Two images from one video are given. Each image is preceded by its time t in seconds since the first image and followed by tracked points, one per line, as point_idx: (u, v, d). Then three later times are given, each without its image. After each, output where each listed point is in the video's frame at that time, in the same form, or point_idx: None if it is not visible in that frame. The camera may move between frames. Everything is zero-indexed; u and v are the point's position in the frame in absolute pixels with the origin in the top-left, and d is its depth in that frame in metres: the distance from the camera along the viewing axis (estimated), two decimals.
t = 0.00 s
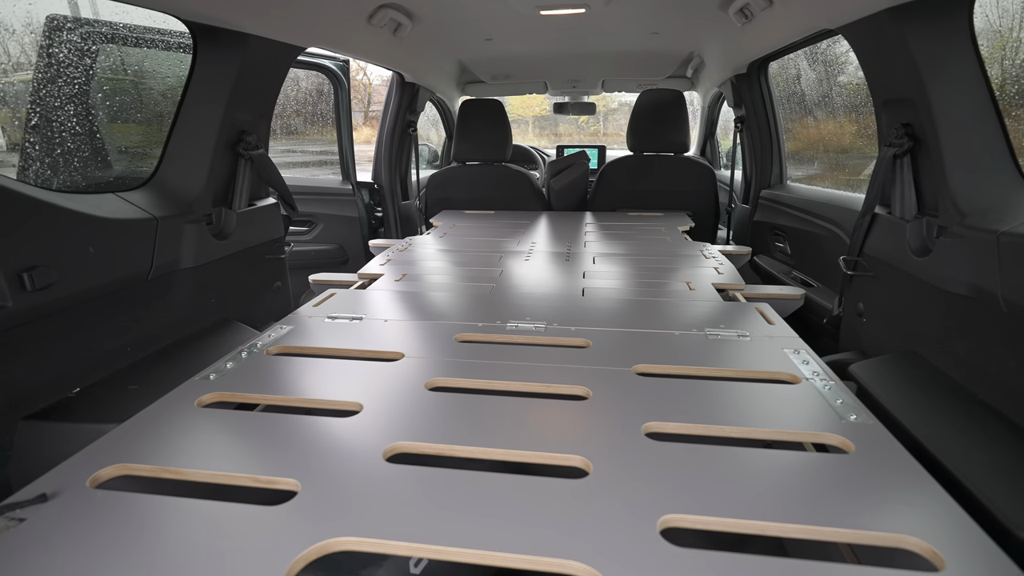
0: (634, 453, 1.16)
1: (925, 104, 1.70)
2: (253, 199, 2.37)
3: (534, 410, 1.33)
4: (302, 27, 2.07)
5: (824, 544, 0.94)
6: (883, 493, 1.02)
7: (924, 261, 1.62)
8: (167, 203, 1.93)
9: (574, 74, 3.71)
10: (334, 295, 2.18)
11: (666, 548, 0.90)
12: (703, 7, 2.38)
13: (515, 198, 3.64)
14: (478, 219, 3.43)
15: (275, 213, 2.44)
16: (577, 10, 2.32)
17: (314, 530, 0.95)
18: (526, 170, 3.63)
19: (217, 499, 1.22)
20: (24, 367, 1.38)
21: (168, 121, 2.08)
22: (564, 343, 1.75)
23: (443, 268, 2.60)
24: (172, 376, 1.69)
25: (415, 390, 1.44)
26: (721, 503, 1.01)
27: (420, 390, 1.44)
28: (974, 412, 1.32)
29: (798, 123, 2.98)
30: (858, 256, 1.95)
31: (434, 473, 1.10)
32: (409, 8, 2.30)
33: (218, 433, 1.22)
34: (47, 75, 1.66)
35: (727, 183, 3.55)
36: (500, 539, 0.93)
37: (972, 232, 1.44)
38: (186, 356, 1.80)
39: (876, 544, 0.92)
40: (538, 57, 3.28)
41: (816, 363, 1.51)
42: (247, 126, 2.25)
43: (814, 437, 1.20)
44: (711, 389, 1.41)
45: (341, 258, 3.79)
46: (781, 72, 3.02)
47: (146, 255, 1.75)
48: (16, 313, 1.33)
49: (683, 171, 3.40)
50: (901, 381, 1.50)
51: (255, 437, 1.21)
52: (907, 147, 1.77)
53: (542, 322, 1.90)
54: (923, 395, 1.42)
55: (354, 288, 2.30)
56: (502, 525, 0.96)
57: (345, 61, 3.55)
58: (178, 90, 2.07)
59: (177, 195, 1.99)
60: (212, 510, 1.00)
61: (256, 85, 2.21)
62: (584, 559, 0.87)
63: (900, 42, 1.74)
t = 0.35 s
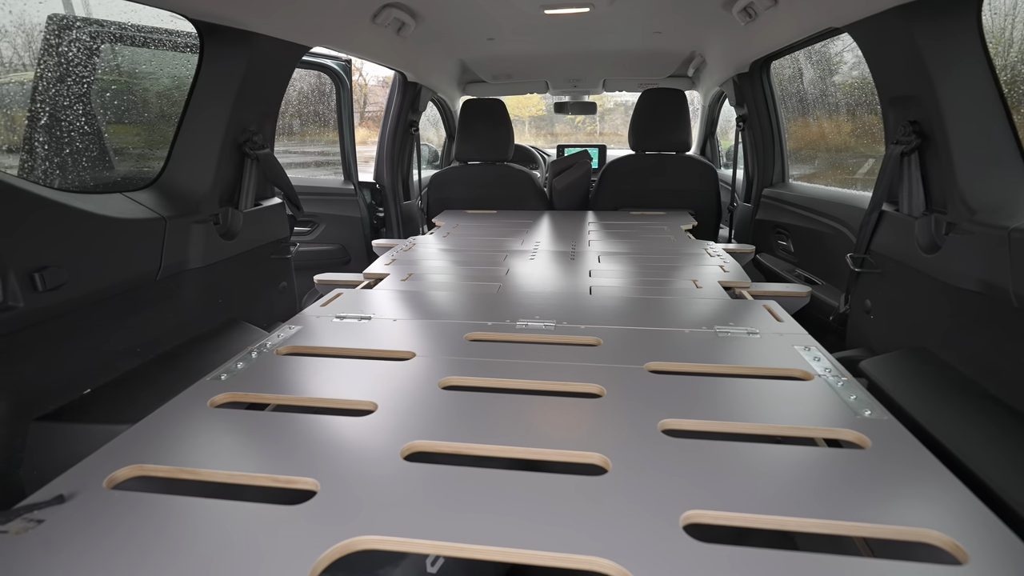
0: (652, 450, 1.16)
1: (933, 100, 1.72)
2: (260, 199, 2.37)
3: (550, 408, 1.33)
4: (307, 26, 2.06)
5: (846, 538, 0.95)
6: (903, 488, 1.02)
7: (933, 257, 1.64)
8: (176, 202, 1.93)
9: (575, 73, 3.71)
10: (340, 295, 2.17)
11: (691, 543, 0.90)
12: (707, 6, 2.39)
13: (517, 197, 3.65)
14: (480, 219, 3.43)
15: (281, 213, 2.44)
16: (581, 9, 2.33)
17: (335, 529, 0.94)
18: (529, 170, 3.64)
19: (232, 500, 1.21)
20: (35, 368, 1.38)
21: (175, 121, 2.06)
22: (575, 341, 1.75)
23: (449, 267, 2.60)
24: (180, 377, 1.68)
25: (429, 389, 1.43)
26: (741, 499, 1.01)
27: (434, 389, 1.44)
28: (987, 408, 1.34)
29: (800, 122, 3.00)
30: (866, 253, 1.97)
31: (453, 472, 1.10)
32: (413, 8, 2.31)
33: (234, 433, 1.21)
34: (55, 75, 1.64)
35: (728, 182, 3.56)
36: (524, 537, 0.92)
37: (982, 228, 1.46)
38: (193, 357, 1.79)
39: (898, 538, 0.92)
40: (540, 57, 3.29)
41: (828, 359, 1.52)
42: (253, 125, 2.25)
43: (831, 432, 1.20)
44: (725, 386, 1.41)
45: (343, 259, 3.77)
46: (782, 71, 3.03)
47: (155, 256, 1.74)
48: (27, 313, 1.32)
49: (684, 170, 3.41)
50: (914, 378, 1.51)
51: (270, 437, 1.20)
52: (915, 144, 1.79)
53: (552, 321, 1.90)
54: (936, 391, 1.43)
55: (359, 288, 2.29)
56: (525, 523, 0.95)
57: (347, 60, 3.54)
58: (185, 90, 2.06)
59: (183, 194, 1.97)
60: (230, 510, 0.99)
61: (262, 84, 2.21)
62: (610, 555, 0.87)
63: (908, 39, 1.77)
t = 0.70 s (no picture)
0: (658, 443, 1.15)
1: (935, 94, 1.74)
2: (258, 196, 2.37)
3: (554, 403, 1.32)
4: (303, 21, 2.04)
5: (856, 530, 0.94)
6: (913, 479, 1.02)
7: (936, 249, 1.66)
8: (172, 200, 1.92)
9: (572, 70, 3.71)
10: (340, 292, 2.16)
11: (701, 536, 0.89)
12: (706, 1, 2.39)
13: (515, 195, 3.64)
14: (479, 217, 3.42)
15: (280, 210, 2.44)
16: (580, 4, 2.32)
17: (340, 525, 0.93)
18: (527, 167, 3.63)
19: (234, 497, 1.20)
20: (31, 366, 1.36)
21: (171, 119, 2.05)
22: (577, 336, 1.74)
23: (448, 264, 2.58)
24: (178, 375, 1.66)
25: (432, 384, 1.42)
26: (750, 491, 1.00)
27: (437, 384, 1.43)
28: (992, 400, 1.35)
29: (797, 118, 3.00)
30: (867, 247, 1.99)
31: (458, 467, 1.08)
32: (411, 3, 2.29)
33: (236, 430, 1.19)
34: (55, 73, 1.62)
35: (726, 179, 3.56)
36: (532, 530, 0.91)
37: (988, 220, 1.47)
38: (191, 355, 1.77)
39: (909, 529, 0.92)
40: (538, 54, 3.28)
41: (832, 352, 1.51)
42: (251, 121, 2.25)
43: (837, 425, 1.20)
44: (729, 379, 1.41)
45: (341, 257, 3.75)
46: (779, 67, 3.04)
47: (151, 254, 1.73)
48: (23, 309, 1.30)
49: (683, 167, 3.41)
50: (919, 370, 1.53)
51: (272, 434, 1.18)
52: (917, 137, 1.80)
53: (553, 317, 1.89)
54: (941, 383, 1.45)
55: (358, 286, 2.28)
56: (532, 517, 0.94)
57: (343, 58, 3.52)
58: (181, 88, 2.05)
59: (181, 193, 1.97)
60: (234, 508, 0.97)
61: (261, 81, 2.21)
62: (619, 549, 0.87)
63: (909, 33, 1.78)
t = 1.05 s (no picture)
0: (639, 438, 1.15)
1: (919, 89, 1.75)
2: (245, 193, 2.39)
3: (537, 398, 1.32)
4: (289, 15, 2.04)
5: (835, 523, 0.94)
6: (892, 471, 1.02)
7: (919, 242, 1.68)
8: (156, 198, 1.93)
9: (563, 67, 3.70)
10: (327, 290, 2.15)
11: (681, 530, 0.89)
12: None
13: (506, 192, 3.64)
14: (470, 214, 3.41)
15: (267, 207, 2.46)
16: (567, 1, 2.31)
17: (320, 522, 0.92)
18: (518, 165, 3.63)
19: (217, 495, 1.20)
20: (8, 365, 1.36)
21: (155, 116, 2.05)
22: (564, 332, 1.74)
23: (437, 261, 2.58)
24: (162, 374, 1.66)
25: (416, 381, 1.42)
26: (732, 486, 1.00)
27: (421, 381, 1.42)
28: (975, 393, 1.37)
29: (786, 115, 3.02)
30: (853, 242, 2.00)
31: (439, 463, 1.08)
32: None
33: (217, 427, 1.19)
34: (35, 67, 1.62)
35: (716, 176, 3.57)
36: (513, 527, 0.91)
37: (971, 214, 1.48)
38: (176, 353, 1.77)
39: (888, 521, 0.92)
40: (528, 51, 3.27)
41: (817, 347, 1.52)
42: (236, 118, 2.27)
43: (820, 419, 1.20)
44: (713, 374, 1.41)
45: (332, 256, 3.74)
46: (769, 64, 3.05)
47: (135, 251, 1.74)
48: None
49: (673, 164, 3.42)
50: (904, 364, 1.54)
51: (253, 433, 1.18)
52: (901, 132, 1.81)
53: (540, 313, 1.89)
54: (925, 376, 1.46)
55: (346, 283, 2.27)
56: (513, 512, 0.94)
57: (333, 55, 3.51)
58: (166, 85, 2.05)
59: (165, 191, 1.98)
60: (211, 506, 0.96)
61: (244, 77, 2.23)
62: (598, 543, 0.87)
63: (892, 28, 1.78)
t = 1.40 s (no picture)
0: (618, 436, 1.15)
1: (902, 85, 1.76)
2: (230, 190, 2.41)
3: (519, 396, 1.32)
4: (277, 13, 2.06)
5: (812, 519, 0.94)
6: (868, 467, 1.03)
7: (903, 238, 1.69)
8: (139, 195, 1.93)
9: (554, 64, 3.69)
10: (315, 287, 2.15)
11: (656, 527, 0.90)
12: None
13: (498, 189, 3.64)
14: (462, 211, 3.41)
15: (252, 204, 2.48)
16: None
17: (296, 520, 0.92)
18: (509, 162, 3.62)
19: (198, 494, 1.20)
20: None
21: (137, 112, 2.06)
22: (549, 329, 1.74)
23: (427, 258, 2.59)
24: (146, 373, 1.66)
25: (398, 379, 1.42)
26: (710, 483, 1.00)
27: (403, 379, 1.42)
28: (956, 388, 1.38)
29: (777, 111, 3.04)
30: (839, 238, 2.01)
31: (418, 461, 1.08)
32: None
33: (197, 426, 1.19)
34: (20, 63, 1.61)
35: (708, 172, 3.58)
36: (490, 524, 0.91)
37: (953, 210, 1.49)
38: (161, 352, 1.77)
39: (863, 516, 0.93)
40: (518, 47, 3.26)
41: (800, 343, 1.52)
42: (220, 115, 2.29)
43: (800, 415, 1.20)
44: (696, 371, 1.41)
45: (323, 253, 3.73)
46: (759, 60, 3.06)
47: (117, 249, 1.75)
48: None
49: (665, 161, 3.42)
50: (888, 360, 1.55)
51: (233, 431, 1.18)
52: (885, 128, 1.82)
53: (527, 310, 1.89)
54: (908, 373, 1.48)
55: (334, 281, 2.27)
56: (489, 509, 0.95)
57: (322, 52, 3.50)
58: (148, 80, 2.07)
59: (148, 188, 1.99)
60: (188, 504, 0.97)
61: (228, 73, 2.24)
62: (573, 540, 0.87)
63: (875, 23, 1.79)
